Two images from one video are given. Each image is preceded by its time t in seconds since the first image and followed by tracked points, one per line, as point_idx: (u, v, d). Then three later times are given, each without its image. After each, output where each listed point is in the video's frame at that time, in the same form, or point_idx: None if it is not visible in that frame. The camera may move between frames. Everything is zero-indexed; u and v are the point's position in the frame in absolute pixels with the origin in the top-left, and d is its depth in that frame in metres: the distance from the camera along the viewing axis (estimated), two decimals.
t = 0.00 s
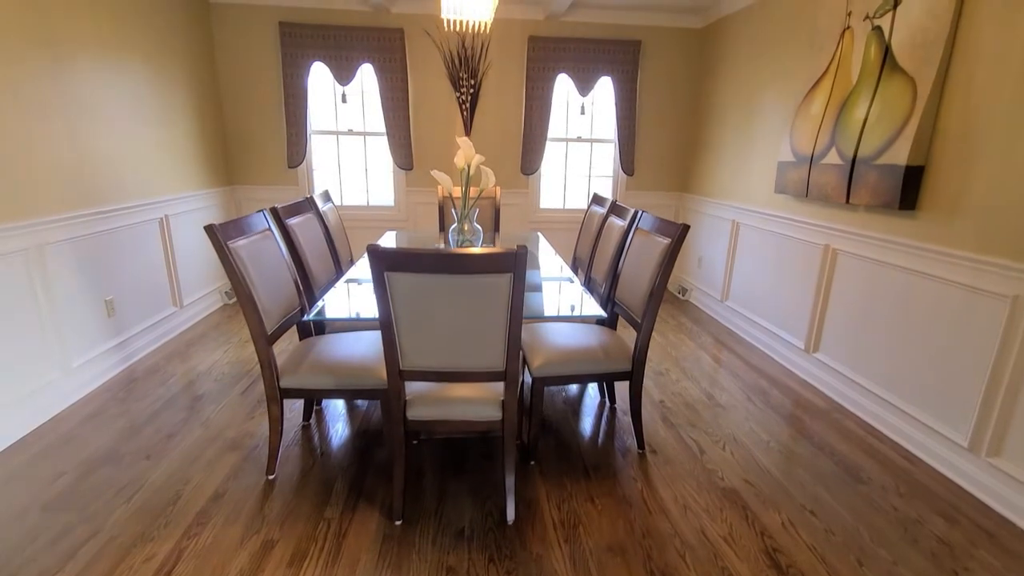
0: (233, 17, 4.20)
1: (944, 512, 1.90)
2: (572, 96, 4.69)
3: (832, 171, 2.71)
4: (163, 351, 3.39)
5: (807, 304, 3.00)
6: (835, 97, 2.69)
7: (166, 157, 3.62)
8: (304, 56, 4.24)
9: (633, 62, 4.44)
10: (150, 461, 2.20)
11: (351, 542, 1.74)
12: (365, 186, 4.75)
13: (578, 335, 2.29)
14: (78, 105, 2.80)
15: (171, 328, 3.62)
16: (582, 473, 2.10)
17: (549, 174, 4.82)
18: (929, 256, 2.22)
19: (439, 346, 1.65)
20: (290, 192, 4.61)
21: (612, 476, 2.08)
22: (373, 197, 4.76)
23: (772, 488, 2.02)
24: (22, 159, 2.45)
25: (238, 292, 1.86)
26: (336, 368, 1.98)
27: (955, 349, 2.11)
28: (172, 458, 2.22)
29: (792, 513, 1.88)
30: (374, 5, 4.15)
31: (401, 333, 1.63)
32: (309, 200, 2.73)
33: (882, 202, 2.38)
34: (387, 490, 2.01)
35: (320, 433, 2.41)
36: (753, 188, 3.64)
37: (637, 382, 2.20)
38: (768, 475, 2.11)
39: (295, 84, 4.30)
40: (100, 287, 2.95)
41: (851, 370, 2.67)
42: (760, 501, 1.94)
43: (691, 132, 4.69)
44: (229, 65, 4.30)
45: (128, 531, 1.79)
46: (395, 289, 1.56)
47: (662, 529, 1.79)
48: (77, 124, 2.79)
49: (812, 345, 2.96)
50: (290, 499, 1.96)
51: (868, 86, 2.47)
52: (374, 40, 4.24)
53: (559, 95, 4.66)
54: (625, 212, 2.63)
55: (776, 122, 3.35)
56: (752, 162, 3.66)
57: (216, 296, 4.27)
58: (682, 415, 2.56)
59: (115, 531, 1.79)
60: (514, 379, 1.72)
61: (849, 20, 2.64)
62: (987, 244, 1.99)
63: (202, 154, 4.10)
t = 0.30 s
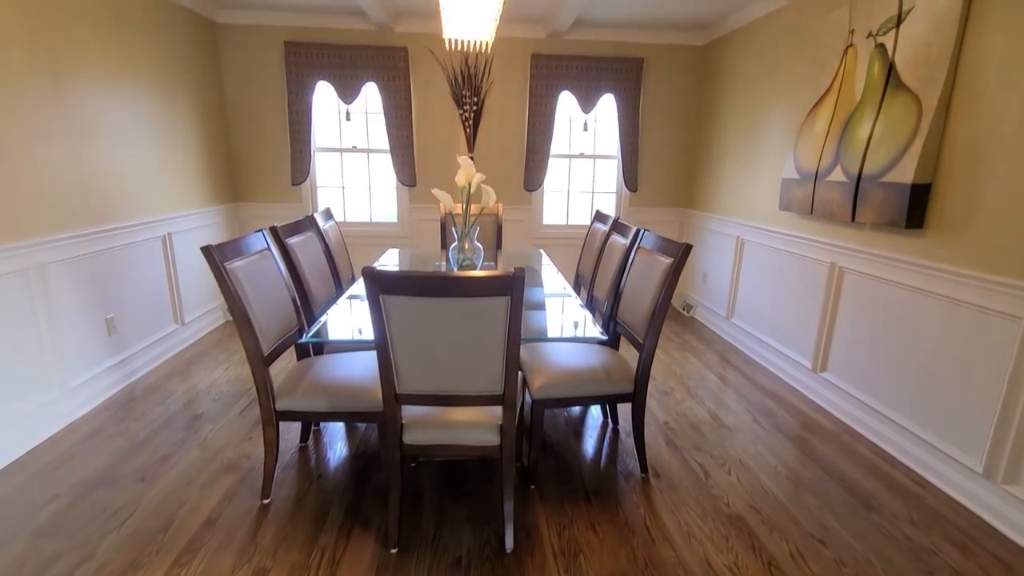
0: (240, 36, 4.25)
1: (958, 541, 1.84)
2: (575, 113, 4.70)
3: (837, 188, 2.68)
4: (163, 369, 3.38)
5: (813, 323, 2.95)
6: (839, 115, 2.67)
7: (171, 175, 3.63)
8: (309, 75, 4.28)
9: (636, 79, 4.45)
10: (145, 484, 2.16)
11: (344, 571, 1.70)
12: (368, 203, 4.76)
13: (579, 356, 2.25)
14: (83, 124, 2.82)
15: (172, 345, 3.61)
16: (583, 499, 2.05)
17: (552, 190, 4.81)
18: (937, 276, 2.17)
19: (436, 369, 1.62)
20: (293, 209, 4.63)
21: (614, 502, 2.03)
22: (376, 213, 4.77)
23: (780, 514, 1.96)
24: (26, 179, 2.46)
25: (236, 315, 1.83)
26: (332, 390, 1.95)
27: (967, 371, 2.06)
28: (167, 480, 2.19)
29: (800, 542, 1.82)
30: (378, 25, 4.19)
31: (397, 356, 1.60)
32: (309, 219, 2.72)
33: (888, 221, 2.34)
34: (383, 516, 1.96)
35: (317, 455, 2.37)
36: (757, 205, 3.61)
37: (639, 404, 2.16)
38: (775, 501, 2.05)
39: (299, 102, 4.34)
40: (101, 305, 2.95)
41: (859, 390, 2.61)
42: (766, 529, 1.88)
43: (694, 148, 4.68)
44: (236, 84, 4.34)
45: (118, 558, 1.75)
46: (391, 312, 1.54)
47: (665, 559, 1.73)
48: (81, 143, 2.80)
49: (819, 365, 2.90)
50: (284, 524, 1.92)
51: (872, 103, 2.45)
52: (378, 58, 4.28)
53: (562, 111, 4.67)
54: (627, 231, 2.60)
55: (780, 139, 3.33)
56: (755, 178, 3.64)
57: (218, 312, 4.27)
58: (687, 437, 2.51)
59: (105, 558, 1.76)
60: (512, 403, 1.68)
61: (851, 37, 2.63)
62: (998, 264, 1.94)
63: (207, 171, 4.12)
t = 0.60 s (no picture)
0: (246, 63, 4.33)
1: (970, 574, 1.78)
2: (575, 136, 4.74)
3: (837, 210, 2.67)
4: (161, 392, 3.35)
5: (816, 346, 2.92)
6: (837, 138, 2.68)
7: (174, 198, 3.66)
8: (313, 99, 4.34)
9: (635, 102, 4.49)
10: (136, 512, 2.12)
11: None
12: (369, 224, 4.78)
13: (577, 380, 2.22)
14: (88, 149, 2.85)
15: (171, 368, 3.59)
16: (582, 528, 2.00)
17: (553, 212, 4.82)
18: (940, 300, 2.15)
19: (430, 396, 1.59)
20: (294, 231, 4.64)
21: (614, 531, 1.98)
22: (377, 235, 4.78)
23: (784, 545, 1.91)
24: (29, 203, 2.47)
25: (231, 339, 1.81)
26: (327, 415, 1.92)
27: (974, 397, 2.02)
28: (159, 508, 2.15)
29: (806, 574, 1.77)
30: (380, 51, 4.27)
31: (391, 383, 1.58)
32: (309, 242, 2.73)
33: (889, 244, 2.33)
34: (376, 546, 1.91)
35: (311, 480, 2.33)
36: (757, 226, 3.61)
37: (639, 430, 2.12)
38: (780, 530, 1.99)
39: (303, 126, 4.39)
40: (99, 327, 2.94)
41: (864, 415, 2.57)
42: (771, 561, 1.83)
43: (694, 170, 4.71)
44: (240, 109, 4.41)
45: None
46: (385, 339, 1.52)
47: None
48: (85, 167, 2.83)
49: (823, 388, 2.86)
50: (275, 554, 1.87)
51: (869, 127, 2.46)
52: (381, 83, 4.34)
53: (563, 134, 4.71)
54: (626, 253, 2.60)
55: (779, 161, 3.34)
56: (755, 200, 3.64)
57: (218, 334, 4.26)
58: (689, 463, 2.46)
59: None
60: (508, 431, 1.65)
61: (846, 62, 2.65)
62: (1001, 288, 1.92)
63: (211, 193, 4.15)
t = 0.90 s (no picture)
0: (250, 92, 4.42)
1: None
2: (573, 162, 4.80)
3: (833, 237, 2.68)
4: (156, 419, 3.32)
5: (817, 372, 2.90)
6: (831, 165, 2.71)
7: (175, 225, 3.69)
8: (315, 128, 4.41)
9: (632, 130, 4.56)
10: (125, 544, 2.08)
11: None
12: (369, 250, 4.80)
13: (575, 409, 2.20)
14: (90, 177, 2.88)
15: (167, 395, 3.56)
16: (581, 562, 1.96)
17: (552, 237, 4.85)
18: (939, 327, 2.14)
19: (425, 426, 1.58)
20: (295, 256, 4.67)
21: (614, 565, 1.93)
22: (377, 260, 4.80)
23: None
24: (29, 231, 2.49)
25: (226, 367, 1.80)
26: (321, 445, 1.90)
27: (977, 426, 2.00)
28: (149, 540, 2.10)
29: None
30: (382, 80, 4.35)
31: (386, 413, 1.56)
32: (307, 268, 2.73)
33: (886, 270, 2.33)
34: None
35: (306, 510, 2.30)
36: (755, 252, 3.62)
37: (638, 460, 2.08)
38: (784, 564, 1.94)
39: (305, 153, 4.45)
40: (96, 354, 2.93)
41: (867, 444, 2.53)
42: None
43: (691, 196, 4.75)
44: (243, 137, 4.47)
45: None
46: (380, 369, 1.51)
47: None
48: (87, 195, 2.86)
49: (825, 416, 2.83)
50: None
51: (862, 155, 2.49)
52: (382, 112, 4.42)
53: (561, 160, 4.77)
54: (624, 280, 2.60)
55: (775, 187, 3.37)
56: (753, 226, 3.66)
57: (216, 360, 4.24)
58: (690, 493, 2.42)
59: None
60: (504, 462, 1.63)
61: (838, 92, 2.70)
62: (999, 316, 1.91)
63: (212, 220, 4.19)
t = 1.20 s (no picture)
0: (255, 123, 4.50)
1: None
2: (572, 190, 4.86)
3: (829, 265, 2.70)
4: (152, 448, 3.28)
5: (818, 400, 2.88)
6: (825, 194, 2.74)
7: (177, 253, 3.72)
8: (317, 157, 4.48)
9: (629, 158, 4.63)
10: None
11: None
12: (369, 276, 4.82)
13: (574, 439, 2.18)
14: (94, 207, 2.92)
15: (164, 424, 3.53)
16: None
17: (551, 264, 4.88)
18: (938, 355, 2.14)
19: (422, 458, 1.56)
20: (295, 283, 4.69)
21: None
22: (376, 287, 4.82)
23: None
24: (30, 261, 2.51)
25: (223, 398, 1.79)
26: (317, 477, 1.88)
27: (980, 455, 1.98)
28: None
29: None
30: (383, 112, 4.44)
31: (383, 445, 1.55)
32: (306, 297, 2.75)
33: (883, 298, 2.34)
34: None
35: (300, 544, 2.26)
36: (753, 278, 3.64)
37: (639, 492, 2.05)
38: None
39: (307, 182, 4.51)
40: (93, 383, 2.92)
41: (871, 474, 2.50)
42: None
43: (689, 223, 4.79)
44: (247, 166, 4.55)
45: None
46: (377, 400, 1.51)
47: None
48: (90, 225, 2.89)
49: (827, 445, 2.80)
50: None
51: (855, 184, 2.53)
52: (383, 142, 4.50)
53: (559, 189, 4.83)
54: (622, 307, 2.61)
55: (771, 215, 3.41)
56: (750, 253, 3.69)
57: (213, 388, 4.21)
58: (692, 525, 2.37)
59: None
60: (502, 494, 1.61)
61: (830, 123, 2.76)
62: (997, 344, 1.91)
63: (214, 247, 4.22)
